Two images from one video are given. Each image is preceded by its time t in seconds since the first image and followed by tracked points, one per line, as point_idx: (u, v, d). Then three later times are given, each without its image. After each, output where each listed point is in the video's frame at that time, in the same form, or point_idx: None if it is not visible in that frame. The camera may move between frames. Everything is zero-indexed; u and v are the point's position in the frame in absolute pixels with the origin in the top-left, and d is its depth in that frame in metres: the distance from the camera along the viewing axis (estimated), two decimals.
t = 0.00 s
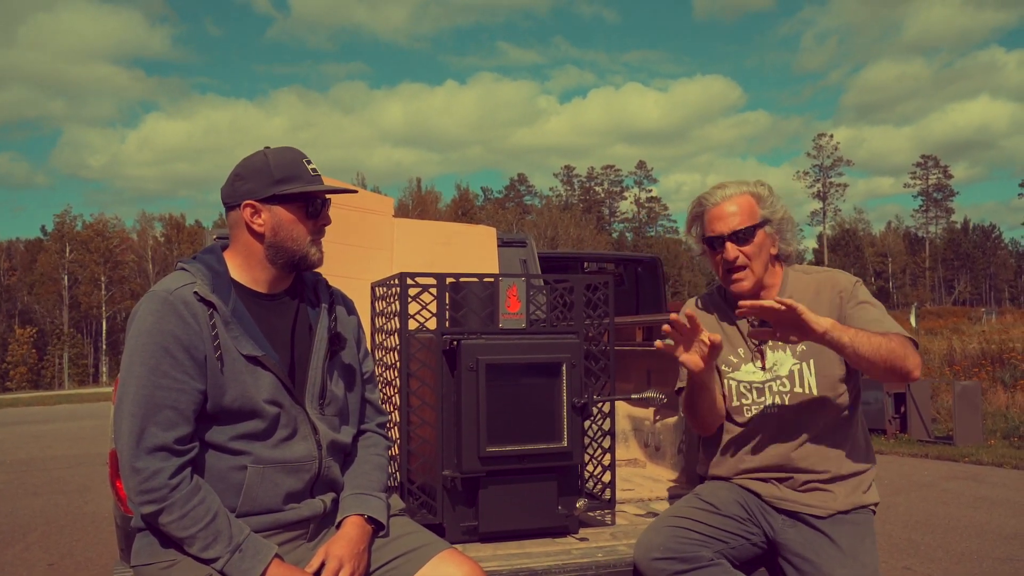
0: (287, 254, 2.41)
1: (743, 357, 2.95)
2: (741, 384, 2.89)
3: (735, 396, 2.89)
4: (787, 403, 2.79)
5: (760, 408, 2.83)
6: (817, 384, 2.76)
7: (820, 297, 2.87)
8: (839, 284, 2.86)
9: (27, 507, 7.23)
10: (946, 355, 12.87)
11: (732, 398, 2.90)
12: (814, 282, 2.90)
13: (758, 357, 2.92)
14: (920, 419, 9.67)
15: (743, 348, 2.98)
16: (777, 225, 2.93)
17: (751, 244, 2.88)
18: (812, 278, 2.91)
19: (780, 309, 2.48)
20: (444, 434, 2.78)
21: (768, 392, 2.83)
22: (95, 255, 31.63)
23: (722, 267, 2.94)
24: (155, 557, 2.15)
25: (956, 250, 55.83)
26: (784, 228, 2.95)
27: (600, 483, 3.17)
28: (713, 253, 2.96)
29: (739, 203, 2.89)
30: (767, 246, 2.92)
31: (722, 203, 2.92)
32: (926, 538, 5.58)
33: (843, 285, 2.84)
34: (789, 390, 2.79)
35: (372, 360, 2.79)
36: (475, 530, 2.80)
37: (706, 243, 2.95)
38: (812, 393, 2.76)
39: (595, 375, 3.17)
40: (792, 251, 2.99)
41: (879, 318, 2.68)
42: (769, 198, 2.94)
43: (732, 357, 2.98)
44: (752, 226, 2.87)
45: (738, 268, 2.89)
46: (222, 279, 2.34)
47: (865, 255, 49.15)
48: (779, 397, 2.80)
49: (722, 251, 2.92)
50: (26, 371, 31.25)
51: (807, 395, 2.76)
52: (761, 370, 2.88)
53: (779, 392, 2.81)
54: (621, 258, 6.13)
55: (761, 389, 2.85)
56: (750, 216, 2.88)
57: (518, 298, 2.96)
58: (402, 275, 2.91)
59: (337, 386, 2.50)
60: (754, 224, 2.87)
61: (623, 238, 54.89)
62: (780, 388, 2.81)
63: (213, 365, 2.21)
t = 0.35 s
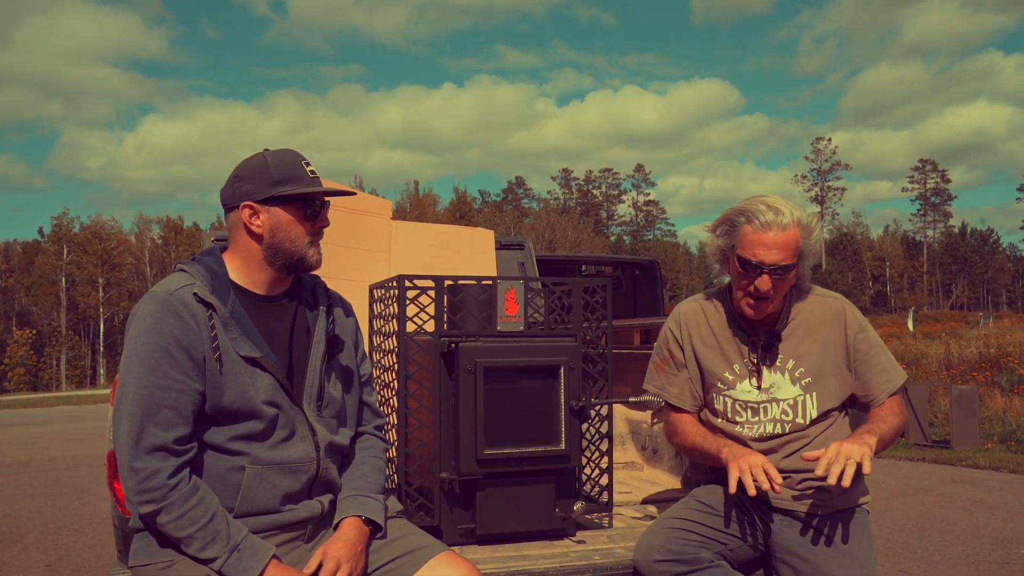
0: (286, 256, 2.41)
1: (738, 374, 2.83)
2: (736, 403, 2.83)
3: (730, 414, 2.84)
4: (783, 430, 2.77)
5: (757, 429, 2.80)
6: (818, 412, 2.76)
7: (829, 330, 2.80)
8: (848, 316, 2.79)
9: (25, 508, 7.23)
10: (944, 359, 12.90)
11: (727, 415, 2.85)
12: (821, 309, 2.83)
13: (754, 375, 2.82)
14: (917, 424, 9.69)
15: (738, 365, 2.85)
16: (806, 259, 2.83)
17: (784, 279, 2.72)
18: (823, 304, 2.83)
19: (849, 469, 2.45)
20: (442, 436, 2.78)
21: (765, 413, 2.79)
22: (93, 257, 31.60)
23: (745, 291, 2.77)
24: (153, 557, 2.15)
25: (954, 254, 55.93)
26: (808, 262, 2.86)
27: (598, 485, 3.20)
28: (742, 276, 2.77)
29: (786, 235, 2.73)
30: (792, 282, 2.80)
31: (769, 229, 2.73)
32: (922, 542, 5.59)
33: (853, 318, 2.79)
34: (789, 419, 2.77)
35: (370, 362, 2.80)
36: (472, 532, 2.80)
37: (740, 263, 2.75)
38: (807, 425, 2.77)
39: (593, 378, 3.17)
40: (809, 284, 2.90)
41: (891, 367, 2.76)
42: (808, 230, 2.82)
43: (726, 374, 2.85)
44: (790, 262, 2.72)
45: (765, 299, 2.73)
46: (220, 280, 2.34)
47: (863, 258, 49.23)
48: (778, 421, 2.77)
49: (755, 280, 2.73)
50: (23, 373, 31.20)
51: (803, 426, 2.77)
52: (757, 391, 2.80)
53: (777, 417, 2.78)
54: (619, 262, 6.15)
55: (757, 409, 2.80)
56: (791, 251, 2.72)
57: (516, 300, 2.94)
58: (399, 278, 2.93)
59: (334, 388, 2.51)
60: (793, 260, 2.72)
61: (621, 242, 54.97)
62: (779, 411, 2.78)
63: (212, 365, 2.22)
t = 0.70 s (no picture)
0: (285, 249, 2.42)
1: (739, 345, 3.00)
2: (736, 369, 2.95)
3: (728, 379, 2.96)
4: (781, 398, 2.83)
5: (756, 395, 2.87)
6: (816, 379, 2.81)
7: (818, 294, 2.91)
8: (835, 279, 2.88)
9: (24, 504, 7.24)
10: (943, 359, 12.91)
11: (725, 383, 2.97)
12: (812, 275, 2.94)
13: (754, 347, 2.96)
14: (916, 423, 9.70)
15: (739, 337, 3.02)
16: (792, 221, 2.94)
17: (756, 232, 2.90)
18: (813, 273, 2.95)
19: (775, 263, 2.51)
20: (440, 433, 2.79)
21: (763, 381, 2.87)
22: (92, 254, 31.57)
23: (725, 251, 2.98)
24: (152, 553, 2.15)
25: (953, 254, 55.96)
26: (799, 227, 2.97)
27: (595, 483, 3.20)
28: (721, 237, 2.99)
29: (755, 190, 2.91)
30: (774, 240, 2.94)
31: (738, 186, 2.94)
32: (920, 541, 5.60)
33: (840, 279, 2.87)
34: (786, 386, 2.83)
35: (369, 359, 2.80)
36: (471, 529, 2.81)
37: (716, 224, 2.98)
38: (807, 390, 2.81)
39: (591, 375, 3.18)
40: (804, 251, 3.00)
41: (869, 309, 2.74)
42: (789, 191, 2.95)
43: (727, 343, 3.03)
44: (761, 216, 2.89)
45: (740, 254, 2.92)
46: (220, 277, 2.35)
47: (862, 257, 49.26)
48: (776, 390, 2.84)
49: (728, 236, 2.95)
50: (23, 369, 31.19)
51: (802, 391, 2.81)
52: (756, 360, 2.92)
53: (775, 385, 2.84)
54: (618, 260, 6.16)
55: (755, 377, 2.89)
56: (761, 206, 2.89)
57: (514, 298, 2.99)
58: (398, 275, 2.94)
59: (333, 384, 2.51)
60: (763, 214, 2.89)
61: (621, 240, 54.99)
62: (777, 379, 2.85)
63: (211, 361, 2.22)
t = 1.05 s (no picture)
0: (272, 259, 2.41)
1: (741, 348, 2.98)
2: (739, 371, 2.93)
3: (729, 383, 2.94)
4: (785, 398, 2.82)
5: (759, 396, 2.86)
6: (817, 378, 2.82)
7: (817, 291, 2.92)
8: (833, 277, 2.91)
9: (23, 503, 7.24)
10: (943, 361, 12.91)
11: (727, 385, 2.94)
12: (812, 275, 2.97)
13: (756, 350, 2.95)
14: (916, 425, 9.70)
15: (742, 342, 2.99)
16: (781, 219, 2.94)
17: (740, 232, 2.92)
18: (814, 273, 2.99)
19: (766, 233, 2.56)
20: (440, 435, 2.79)
21: (766, 383, 2.86)
22: (92, 253, 31.57)
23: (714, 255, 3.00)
24: (151, 554, 2.15)
25: (953, 256, 55.95)
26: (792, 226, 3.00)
27: (595, 484, 3.19)
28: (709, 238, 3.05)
29: (739, 191, 2.94)
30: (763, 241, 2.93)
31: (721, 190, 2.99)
32: (920, 543, 5.60)
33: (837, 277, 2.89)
34: (789, 387, 2.82)
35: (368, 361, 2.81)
36: (470, 531, 2.81)
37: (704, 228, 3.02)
38: (811, 389, 2.81)
39: (591, 377, 3.17)
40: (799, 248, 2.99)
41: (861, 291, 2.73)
42: (771, 188, 2.96)
43: (733, 346, 3.01)
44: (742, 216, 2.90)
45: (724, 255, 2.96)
46: (219, 278, 2.35)
47: (863, 259, 49.26)
48: (780, 390, 2.83)
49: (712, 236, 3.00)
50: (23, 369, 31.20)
51: (807, 391, 2.81)
52: (760, 361, 2.90)
53: (778, 387, 2.84)
54: (618, 261, 6.16)
55: (759, 379, 2.88)
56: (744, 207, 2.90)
57: (514, 299, 2.97)
58: (398, 276, 2.93)
59: (332, 385, 2.51)
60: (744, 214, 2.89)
61: (621, 241, 55.01)
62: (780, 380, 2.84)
63: (210, 362, 2.22)
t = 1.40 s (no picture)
0: (262, 250, 2.40)
1: (735, 364, 2.96)
2: (736, 390, 2.91)
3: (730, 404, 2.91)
4: (785, 416, 2.81)
5: (760, 414, 2.84)
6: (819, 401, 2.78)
7: (820, 307, 2.88)
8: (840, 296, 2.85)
9: (22, 504, 7.23)
10: (942, 363, 12.90)
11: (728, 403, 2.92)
12: (811, 287, 2.92)
13: (752, 364, 2.93)
14: (915, 426, 9.69)
15: (736, 354, 2.98)
16: (773, 225, 2.93)
17: (732, 239, 2.90)
18: (811, 284, 2.92)
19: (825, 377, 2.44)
20: (440, 435, 2.79)
21: (764, 400, 2.85)
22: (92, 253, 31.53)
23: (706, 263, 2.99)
24: (151, 554, 2.15)
25: (953, 257, 55.94)
26: (785, 233, 2.97)
27: (595, 486, 3.18)
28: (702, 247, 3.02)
29: (732, 198, 2.93)
30: (758, 247, 2.91)
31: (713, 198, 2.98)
32: (920, 544, 5.59)
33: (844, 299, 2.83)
34: (789, 404, 2.81)
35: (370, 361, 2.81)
36: (470, 531, 2.81)
37: (696, 236, 3.01)
38: (811, 409, 2.78)
39: (591, 377, 3.17)
40: (790, 256, 2.95)
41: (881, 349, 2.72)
42: (765, 194, 2.95)
43: (725, 365, 2.98)
44: (736, 221, 2.90)
45: (719, 261, 2.93)
46: (221, 278, 2.35)
47: (863, 260, 49.27)
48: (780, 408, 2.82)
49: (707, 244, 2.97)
50: (23, 368, 31.17)
51: (807, 410, 2.79)
52: (755, 377, 2.89)
53: (777, 403, 2.83)
54: (618, 262, 6.16)
55: (756, 396, 2.87)
56: (737, 210, 2.91)
57: (515, 300, 2.97)
58: (398, 277, 2.93)
59: (333, 386, 2.51)
60: (738, 219, 2.90)
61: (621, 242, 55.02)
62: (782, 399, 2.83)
63: (211, 363, 2.22)
